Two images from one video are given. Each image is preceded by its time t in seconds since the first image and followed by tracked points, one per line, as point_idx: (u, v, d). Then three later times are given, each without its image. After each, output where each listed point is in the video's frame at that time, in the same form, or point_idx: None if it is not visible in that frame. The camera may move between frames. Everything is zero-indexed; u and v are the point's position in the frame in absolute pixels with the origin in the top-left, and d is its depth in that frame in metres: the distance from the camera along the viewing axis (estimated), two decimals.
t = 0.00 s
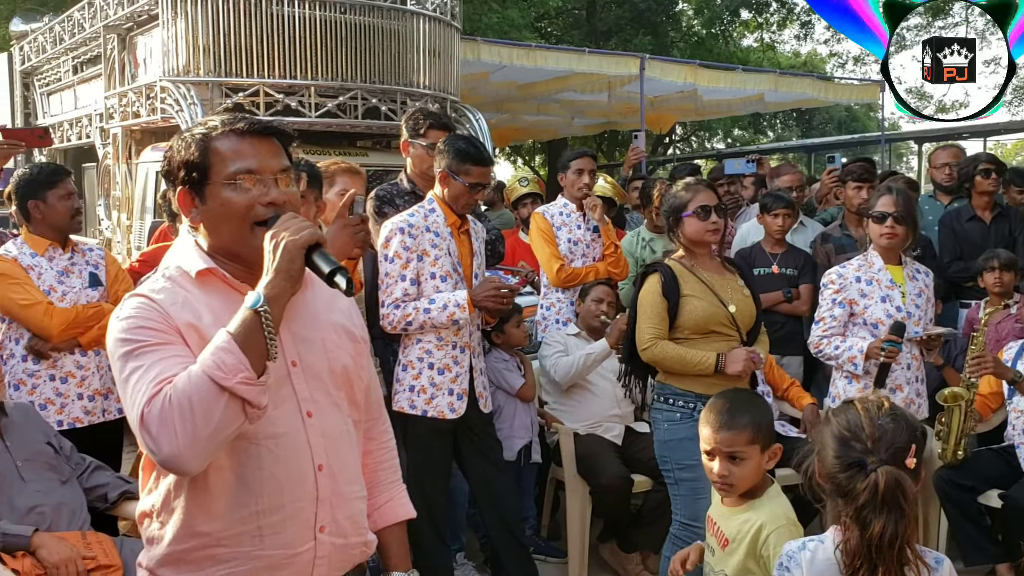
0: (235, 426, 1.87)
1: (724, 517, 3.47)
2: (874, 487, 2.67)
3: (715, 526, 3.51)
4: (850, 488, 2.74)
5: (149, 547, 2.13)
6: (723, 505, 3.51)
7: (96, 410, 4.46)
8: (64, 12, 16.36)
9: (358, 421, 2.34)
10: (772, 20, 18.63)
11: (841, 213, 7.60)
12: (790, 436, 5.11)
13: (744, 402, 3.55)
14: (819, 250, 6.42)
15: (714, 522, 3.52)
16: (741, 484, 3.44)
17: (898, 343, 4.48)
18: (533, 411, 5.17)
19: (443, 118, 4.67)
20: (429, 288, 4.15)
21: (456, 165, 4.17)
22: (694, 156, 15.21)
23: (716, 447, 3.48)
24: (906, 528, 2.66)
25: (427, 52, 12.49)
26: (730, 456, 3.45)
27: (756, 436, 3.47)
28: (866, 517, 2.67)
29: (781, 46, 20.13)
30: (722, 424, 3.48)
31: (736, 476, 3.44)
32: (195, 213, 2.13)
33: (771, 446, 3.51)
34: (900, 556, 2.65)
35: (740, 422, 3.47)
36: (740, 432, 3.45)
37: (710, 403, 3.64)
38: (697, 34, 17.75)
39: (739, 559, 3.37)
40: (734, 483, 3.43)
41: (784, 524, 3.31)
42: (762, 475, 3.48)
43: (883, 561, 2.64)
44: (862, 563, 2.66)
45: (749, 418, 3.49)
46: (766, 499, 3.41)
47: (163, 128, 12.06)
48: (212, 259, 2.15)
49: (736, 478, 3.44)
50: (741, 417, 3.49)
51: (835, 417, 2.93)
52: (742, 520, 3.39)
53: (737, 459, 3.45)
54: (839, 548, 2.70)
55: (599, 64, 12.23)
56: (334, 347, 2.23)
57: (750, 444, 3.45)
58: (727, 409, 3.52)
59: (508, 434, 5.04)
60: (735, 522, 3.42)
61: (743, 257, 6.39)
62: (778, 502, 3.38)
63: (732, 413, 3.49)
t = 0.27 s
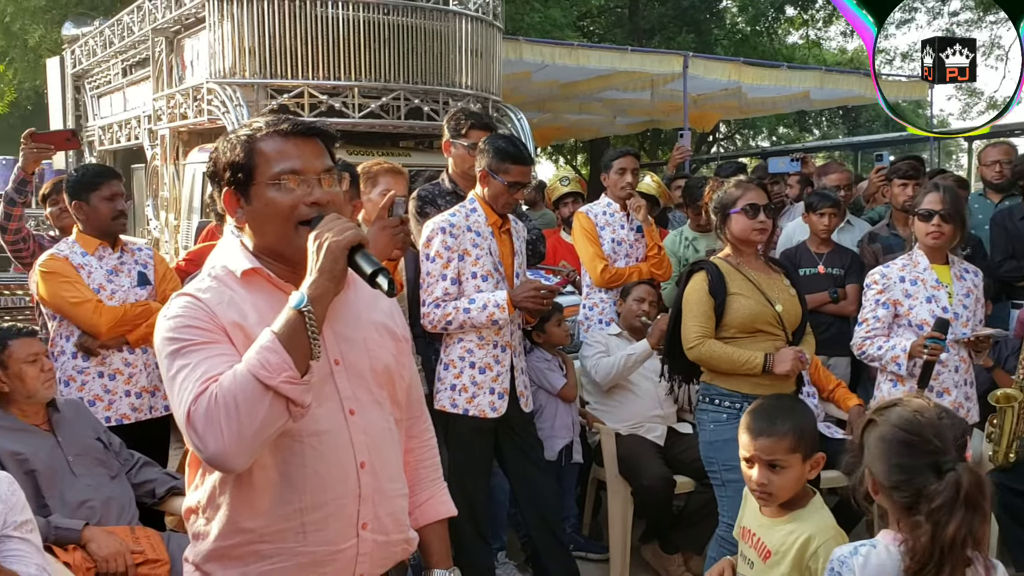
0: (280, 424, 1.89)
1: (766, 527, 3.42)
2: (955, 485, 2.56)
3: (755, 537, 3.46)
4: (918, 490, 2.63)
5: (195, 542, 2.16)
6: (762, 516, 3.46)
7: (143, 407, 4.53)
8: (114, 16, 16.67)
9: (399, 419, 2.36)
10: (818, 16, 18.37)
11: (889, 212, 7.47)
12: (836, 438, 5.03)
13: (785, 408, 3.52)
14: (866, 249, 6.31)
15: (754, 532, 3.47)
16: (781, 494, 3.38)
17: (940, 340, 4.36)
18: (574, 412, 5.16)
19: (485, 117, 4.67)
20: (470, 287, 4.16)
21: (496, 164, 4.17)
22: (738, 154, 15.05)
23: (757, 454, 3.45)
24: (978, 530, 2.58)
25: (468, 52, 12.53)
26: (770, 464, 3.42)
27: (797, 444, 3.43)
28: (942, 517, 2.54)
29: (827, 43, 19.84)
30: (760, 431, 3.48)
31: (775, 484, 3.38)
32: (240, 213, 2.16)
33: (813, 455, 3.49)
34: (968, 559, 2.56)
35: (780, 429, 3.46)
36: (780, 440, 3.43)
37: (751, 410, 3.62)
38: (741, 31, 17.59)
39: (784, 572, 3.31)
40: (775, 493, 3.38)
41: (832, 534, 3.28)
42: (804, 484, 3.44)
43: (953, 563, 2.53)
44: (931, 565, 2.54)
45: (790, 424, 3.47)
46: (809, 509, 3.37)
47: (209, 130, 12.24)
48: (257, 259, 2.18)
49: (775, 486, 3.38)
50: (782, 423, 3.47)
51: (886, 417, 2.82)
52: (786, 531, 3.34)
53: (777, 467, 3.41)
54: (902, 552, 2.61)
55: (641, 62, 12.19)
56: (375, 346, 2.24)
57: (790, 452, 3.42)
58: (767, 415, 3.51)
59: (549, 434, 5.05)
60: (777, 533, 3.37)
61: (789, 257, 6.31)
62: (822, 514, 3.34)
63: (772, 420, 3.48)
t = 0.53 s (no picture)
0: (312, 422, 1.90)
1: (793, 534, 3.39)
2: None
3: (780, 544, 3.43)
4: (997, 475, 2.45)
5: (231, 538, 2.19)
6: (788, 522, 3.43)
7: (177, 406, 4.56)
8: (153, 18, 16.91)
9: (432, 418, 2.36)
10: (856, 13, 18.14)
11: (929, 211, 7.36)
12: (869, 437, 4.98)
13: (808, 409, 3.46)
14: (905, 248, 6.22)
15: (779, 540, 3.45)
16: (806, 496, 3.35)
17: (975, 324, 4.36)
18: (608, 412, 5.13)
19: (518, 117, 4.68)
20: (503, 287, 4.16)
21: (528, 163, 4.17)
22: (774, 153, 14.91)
23: (780, 456, 3.41)
24: None
25: (503, 52, 12.53)
26: (795, 466, 3.37)
27: (822, 446, 3.38)
28: None
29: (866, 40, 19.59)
30: (785, 432, 3.42)
31: (799, 487, 3.35)
32: (273, 213, 2.19)
33: (838, 458, 3.43)
34: None
35: (805, 431, 3.40)
36: (805, 441, 3.38)
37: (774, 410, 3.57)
38: (778, 29, 17.52)
39: None
40: (800, 495, 3.35)
41: (863, 536, 3.26)
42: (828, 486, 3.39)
43: None
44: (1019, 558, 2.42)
45: (816, 426, 3.41)
46: (836, 511, 3.35)
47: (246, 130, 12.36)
48: (292, 257, 2.19)
49: (798, 489, 3.35)
50: (807, 425, 3.41)
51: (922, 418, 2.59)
52: (816, 537, 3.32)
53: (801, 470, 3.37)
54: (982, 553, 2.42)
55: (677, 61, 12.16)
56: (409, 345, 2.25)
57: (816, 454, 3.37)
58: (791, 416, 3.45)
59: (582, 434, 5.03)
60: (806, 540, 3.34)
61: (826, 257, 6.22)
62: (849, 516, 3.32)
63: (798, 421, 3.42)
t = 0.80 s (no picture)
0: (337, 415, 1.91)
1: (808, 530, 3.38)
2: None
3: (793, 541, 3.41)
4: None
5: (264, 534, 2.21)
6: (799, 519, 3.43)
7: (210, 404, 4.61)
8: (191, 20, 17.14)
9: (463, 414, 2.36)
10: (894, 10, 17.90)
11: (969, 210, 7.23)
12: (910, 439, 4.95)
13: (818, 403, 3.49)
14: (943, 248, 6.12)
15: (791, 537, 3.42)
16: (819, 489, 3.37)
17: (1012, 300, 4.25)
18: (641, 412, 5.09)
19: (552, 117, 4.68)
20: (535, 286, 4.15)
21: (562, 162, 4.16)
22: (810, 152, 14.76)
23: (793, 450, 3.42)
24: None
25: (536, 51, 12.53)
26: (808, 459, 3.39)
27: (834, 437, 3.41)
28: None
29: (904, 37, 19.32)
30: (798, 425, 3.43)
31: (813, 480, 3.37)
32: (303, 212, 2.20)
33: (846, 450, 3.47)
34: None
35: (818, 422, 3.42)
36: (818, 432, 3.40)
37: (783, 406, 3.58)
38: (814, 26, 17.32)
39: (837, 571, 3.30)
40: (814, 489, 3.37)
41: (879, 528, 3.33)
42: (838, 480, 3.42)
43: None
44: None
45: (828, 418, 3.44)
46: (848, 505, 3.40)
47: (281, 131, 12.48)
48: (322, 255, 2.20)
49: (813, 482, 3.37)
50: (820, 417, 3.44)
51: (985, 428, 2.53)
52: (832, 532, 3.35)
53: (816, 462, 3.38)
54: None
55: (712, 59, 12.09)
56: (438, 341, 2.25)
57: (829, 446, 3.39)
58: (802, 410, 3.47)
59: (615, 434, 4.97)
60: (822, 536, 3.35)
61: (862, 257, 6.14)
62: (859, 509, 3.38)
63: (809, 413, 3.45)
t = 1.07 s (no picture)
0: (361, 416, 1.92)
1: (823, 530, 3.35)
2: None
3: (808, 542, 3.37)
4: None
5: (292, 532, 2.22)
6: (812, 519, 3.40)
7: (241, 403, 4.66)
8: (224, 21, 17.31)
9: (489, 414, 2.36)
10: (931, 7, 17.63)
11: (1006, 210, 7.11)
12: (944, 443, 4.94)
13: (828, 402, 3.45)
14: (980, 248, 6.02)
15: (806, 538, 3.38)
16: (831, 489, 3.34)
17: None
18: (673, 412, 5.08)
19: (584, 116, 4.67)
20: (565, 286, 4.15)
21: (593, 162, 4.14)
22: (844, 151, 14.58)
23: (805, 450, 3.37)
24: None
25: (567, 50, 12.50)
26: (821, 459, 3.35)
27: (846, 437, 3.38)
28: None
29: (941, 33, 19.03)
30: (808, 425, 3.39)
31: (825, 480, 3.33)
32: (332, 212, 2.22)
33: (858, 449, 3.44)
34: None
35: (829, 422, 3.38)
36: (829, 433, 3.36)
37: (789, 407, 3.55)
38: (849, 24, 16.77)
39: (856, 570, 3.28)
40: (826, 489, 3.34)
41: (895, 524, 3.31)
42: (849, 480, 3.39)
43: None
44: None
45: (838, 418, 3.40)
46: (861, 503, 3.37)
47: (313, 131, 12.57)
48: (350, 256, 2.21)
49: (825, 481, 3.34)
50: (830, 416, 3.40)
51: None
52: (848, 531, 3.32)
53: (828, 462, 3.35)
54: None
55: (744, 57, 12.04)
56: (465, 342, 2.26)
57: (840, 446, 3.36)
58: (812, 409, 3.43)
59: (646, 435, 4.96)
60: (838, 535, 3.33)
61: (895, 257, 6.06)
62: (871, 504, 3.37)
63: (819, 413, 3.40)
